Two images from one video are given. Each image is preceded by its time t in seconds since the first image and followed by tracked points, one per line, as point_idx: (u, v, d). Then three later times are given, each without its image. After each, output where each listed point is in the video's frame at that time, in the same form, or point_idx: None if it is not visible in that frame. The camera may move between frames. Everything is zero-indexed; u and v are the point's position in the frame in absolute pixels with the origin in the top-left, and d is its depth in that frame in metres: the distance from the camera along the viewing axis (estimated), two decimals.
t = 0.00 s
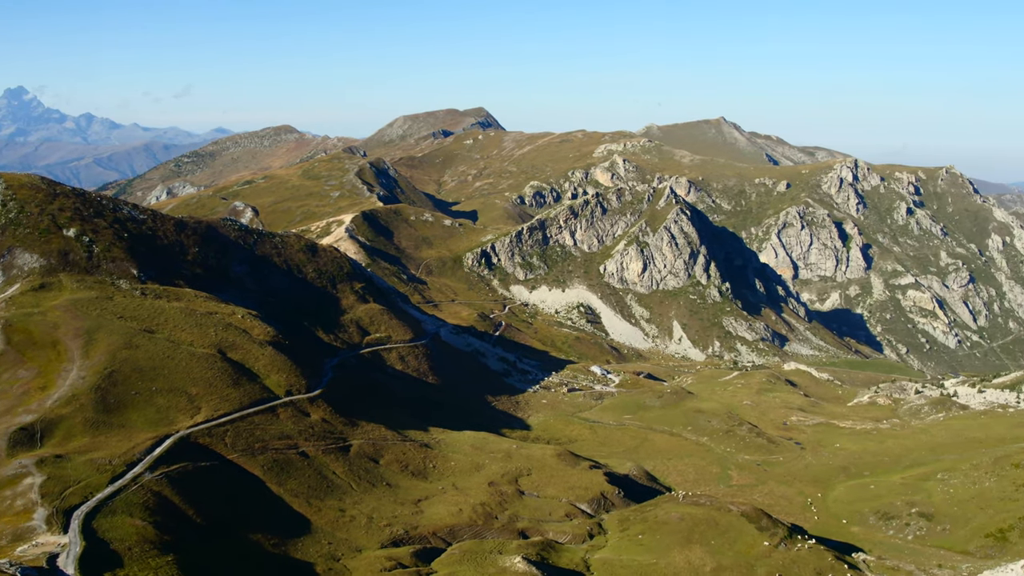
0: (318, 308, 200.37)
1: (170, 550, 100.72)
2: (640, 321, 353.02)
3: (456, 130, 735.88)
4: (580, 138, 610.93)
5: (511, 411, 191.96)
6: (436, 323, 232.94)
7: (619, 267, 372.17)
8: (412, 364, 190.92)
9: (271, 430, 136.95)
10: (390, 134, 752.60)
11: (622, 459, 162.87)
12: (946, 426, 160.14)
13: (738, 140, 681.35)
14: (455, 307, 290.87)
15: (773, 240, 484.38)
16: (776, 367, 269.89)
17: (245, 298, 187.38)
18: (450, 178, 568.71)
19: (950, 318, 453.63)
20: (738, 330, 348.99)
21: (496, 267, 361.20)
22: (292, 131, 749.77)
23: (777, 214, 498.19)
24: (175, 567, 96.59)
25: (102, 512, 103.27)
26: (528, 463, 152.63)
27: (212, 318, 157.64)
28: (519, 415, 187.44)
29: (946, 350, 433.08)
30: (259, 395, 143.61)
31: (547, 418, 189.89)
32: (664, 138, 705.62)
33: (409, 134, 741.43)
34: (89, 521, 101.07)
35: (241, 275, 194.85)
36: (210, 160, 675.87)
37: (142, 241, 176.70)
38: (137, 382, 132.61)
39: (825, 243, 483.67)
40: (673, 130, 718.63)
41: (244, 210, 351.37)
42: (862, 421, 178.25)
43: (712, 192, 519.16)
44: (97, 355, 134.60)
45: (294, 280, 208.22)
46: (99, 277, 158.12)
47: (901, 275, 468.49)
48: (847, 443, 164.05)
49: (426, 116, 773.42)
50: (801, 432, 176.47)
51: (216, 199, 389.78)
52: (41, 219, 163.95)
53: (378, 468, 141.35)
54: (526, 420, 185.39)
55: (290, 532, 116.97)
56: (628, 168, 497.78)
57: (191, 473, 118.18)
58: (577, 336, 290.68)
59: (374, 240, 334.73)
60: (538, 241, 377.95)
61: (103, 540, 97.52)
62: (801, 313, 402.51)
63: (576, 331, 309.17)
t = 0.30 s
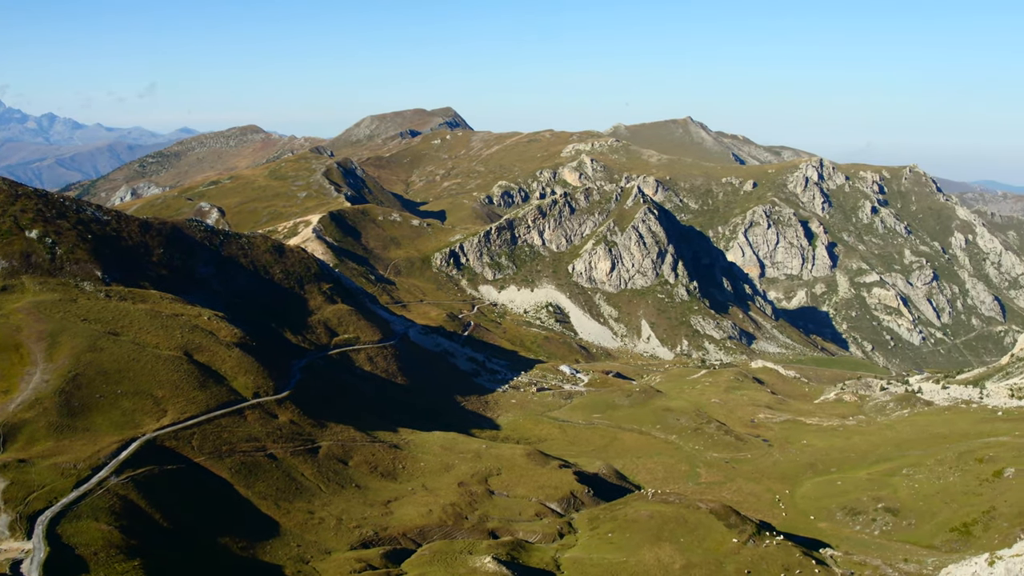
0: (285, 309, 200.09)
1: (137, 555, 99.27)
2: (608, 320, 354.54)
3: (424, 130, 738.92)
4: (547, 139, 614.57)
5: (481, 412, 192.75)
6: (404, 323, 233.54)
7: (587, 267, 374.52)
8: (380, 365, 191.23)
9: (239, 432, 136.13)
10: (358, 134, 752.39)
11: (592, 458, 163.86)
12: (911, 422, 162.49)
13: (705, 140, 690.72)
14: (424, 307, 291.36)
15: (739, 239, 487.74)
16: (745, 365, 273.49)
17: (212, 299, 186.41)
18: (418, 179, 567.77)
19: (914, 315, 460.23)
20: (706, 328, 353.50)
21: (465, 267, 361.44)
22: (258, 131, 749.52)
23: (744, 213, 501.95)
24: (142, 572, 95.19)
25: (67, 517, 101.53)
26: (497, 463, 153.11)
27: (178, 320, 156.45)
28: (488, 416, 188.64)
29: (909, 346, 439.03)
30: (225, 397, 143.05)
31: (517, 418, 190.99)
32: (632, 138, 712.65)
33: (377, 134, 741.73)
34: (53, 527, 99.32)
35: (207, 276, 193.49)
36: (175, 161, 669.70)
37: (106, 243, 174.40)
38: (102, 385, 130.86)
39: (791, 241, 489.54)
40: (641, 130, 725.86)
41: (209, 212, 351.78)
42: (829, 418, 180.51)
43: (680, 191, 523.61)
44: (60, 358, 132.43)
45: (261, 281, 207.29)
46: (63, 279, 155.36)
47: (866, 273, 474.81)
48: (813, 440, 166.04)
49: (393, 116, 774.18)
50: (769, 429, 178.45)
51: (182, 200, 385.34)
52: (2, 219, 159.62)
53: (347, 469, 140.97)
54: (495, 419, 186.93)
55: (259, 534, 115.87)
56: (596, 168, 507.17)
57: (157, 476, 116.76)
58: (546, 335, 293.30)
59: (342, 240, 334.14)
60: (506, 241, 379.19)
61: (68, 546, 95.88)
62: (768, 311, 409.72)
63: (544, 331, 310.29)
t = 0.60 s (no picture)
0: (252, 310, 199.15)
1: (103, 560, 97.72)
2: (577, 319, 355.71)
3: (392, 129, 739.51)
4: (514, 138, 616.22)
5: (451, 412, 193.22)
6: (373, 324, 233.72)
7: (556, 266, 375.73)
8: (349, 366, 191.18)
9: (206, 435, 135.13)
10: (324, 134, 751.07)
11: (561, 457, 164.45)
12: (877, 418, 164.56)
13: (673, 139, 697.33)
14: (392, 308, 290.99)
15: (707, 238, 492.58)
16: (712, 363, 275.99)
17: (178, 301, 184.80)
18: (385, 179, 566.09)
19: (879, 313, 465.45)
20: (674, 327, 357.09)
21: (433, 268, 360.30)
22: (223, 131, 746.11)
23: (711, 212, 505.91)
24: None
25: (30, 522, 99.59)
26: (467, 463, 153.47)
27: (143, 322, 155.00)
28: (457, 416, 189.87)
29: (875, 344, 444.33)
30: (192, 400, 142.03)
31: (486, 418, 191.72)
32: (599, 137, 716.37)
33: (343, 134, 739.75)
34: (16, 533, 97.39)
35: (173, 278, 191.67)
36: (140, 163, 662.76)
37: (69, 244, 171.86)
38: (65, 389, 128.95)
39: (758, 241, 495.60)
40: (608, 129, 729.67)
41: (174, 213, 350.00)
42: (796, 415, 182.54)
43: (648, 190, 528.28)
44: (23, 361, 130.15)
45: (228, 282, 205.94)
46: (24, 280, 152.48)
47: (831, 271, 480.00)
48: (781, 437, 167.68)
49: (359, 116, 773.19)
50: (737, 427, 180.13)
51: (146, 200, 380.68)
52: None
53: (316, 471, 140.46)
54: (465, 420, 187.83)
55: (227, 538, 114.69)
56: (564, 167, 510.04)
57: (123, 480, 115.06)
58: (515, 335, 293.11)
59: (309, 240, 332.53)
60: (474, 241, 379.03)
61: (32, 552, 94.08)
62: (735, 309, 416.21)
63: (513, 331, 309.72)
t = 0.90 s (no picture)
0: (218, 312, 197.87)
1: (67, 566, 95.50)
2: (546, 318, 356.20)
3: (359, 129, 738.16)
4: (482, 138, 616.99)
5: (420, 412, 193.58)
6: (341, 325, 233.23)
7: (524, 266, 376.66)
8: (317, 367, 190.91)
9: (173, 438, 133.97)
10: (291, 134, 747.29)
11: (531, 456, 164.91)
12: (843, 415, 166.71)
13: (641, 139, 703.00)
14: (360, 308, 290.19)
15: (674, 238, 494.29)
16: (679, 362, 277.77)
17: (144, 303, 183.01)
18: (353, 179, 563.44)
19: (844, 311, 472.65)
20: (643, 326, 359.77)
21: (402, 268, 360.51)
22: (188, 131, 741.18)
23: (678, 211, 506.91)
24: None
25: None
26: (436, 464, 153.67)
27: (108, 325, 153.37)
28: (427, 416, 190.19)
29: (840, 341, 450.64)
30: (158, 402, 140.77)
31: (456, 418, 192.09)
32: (567, 136, 718.91)
33: (310, 134, 736.46)
34: None
35: (139, 279, 189.70)
36: (103, 164, 660.06)
37: (31, 246, 169.51)
38: (28, 392, 126.65)
39: (725, 239, 498.39)
40: (576, 129, 732.52)
41: (139, 214, 349.49)
42: (764, 412, 184.44)
43: (615, 190, 528.71)
44: None
45: (194, 283, 204.32)
46: None
47: (799, 269, 485.77)
48: (750, 434, 169.20)
49: (326, 116, 769.29)
50: (705, 425, 181.78)
51: (109, 201, 376.01)
52: None
53: (284, 473, 139.78)
54: (434, 420, 188.37)
55: (195, 541, 112.82)
56: (532, 167, 512.36)
57: (88, 485, 112.92)
58: (485, 334, 293.67)
59: (276, 241, 331.29)
60: (442, 241, 378.88)
61: None
62: (703, 308, 420.47)
63: (482, 331, 310.27)
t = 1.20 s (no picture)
0: (184, 313, 196.39)
1: (30, 571, 93.33)
2: (515, 319, 357.01)
3: (325, 129, 735.59)
4: (450, 138, 616.90)
5: (390, 413, 193.43)
6: (309, 326, 232.35)
7: (493, 266, 376.90)
8: (285, 369, 190.34)
9: (139, 442, 132.69)
10: (257, 134, 742.10)
11: (501, 456, 164.98)
12: (810, 412, 168.40)
13: (608, 138, 708.06)
14: (327, 309, 289.20)
15: (642, 237, 497.90)
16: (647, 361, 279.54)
17: (109, 305, 181.26)
18: (320, 179, 560.05)
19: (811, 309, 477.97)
20: (612, 325, 362.57)
21: (370, 268, 358.51)
22: (153, 131, 735.46)
23: (646, 211, 511.65)
24: None
25: None
26: (405, 465, 153.48)
27: (71, 328, 151.65)
28: (397, 417, 189.87)
29: (807, 338, 454.51)
30: (123, 405, 139.42)
31: (426, 419, 191.94)
32: (535, 136, 720.94)
33: (276, 134, 731.73)
34: None
35: (103, 281, 187.78)
36: (66, 164, 651.93)
37: None
38: None
39: (693, 238, 503.91)
40: (544, 129, 735.16)
41: (104, 216, 348.91)
42: (732, 410, 185.88)
43: (583, 190, 529.30)
44: None
45: (160, 285, 202.52)
46: None
47: (765, 268, 491.68)
48: (718, 432, 170.48)
49: (293, 116, 766.53)
50: (674, 423, 182.87)
51: (72, 203, 371.54)
52: None
53: (253, 476, 138.93)
54: (404, 421, 188.34)
55: (162, 546, 111.21)
56: (500, 167, 512.10)
57: (53, 489, 110.64)
58: (454, 335, 293.64)
59: (243, 242, 329.67)
60: (411, 241, 378.14)
61: None
62: (671, 307, 424.60)
63: (451, 331, 310.76)
